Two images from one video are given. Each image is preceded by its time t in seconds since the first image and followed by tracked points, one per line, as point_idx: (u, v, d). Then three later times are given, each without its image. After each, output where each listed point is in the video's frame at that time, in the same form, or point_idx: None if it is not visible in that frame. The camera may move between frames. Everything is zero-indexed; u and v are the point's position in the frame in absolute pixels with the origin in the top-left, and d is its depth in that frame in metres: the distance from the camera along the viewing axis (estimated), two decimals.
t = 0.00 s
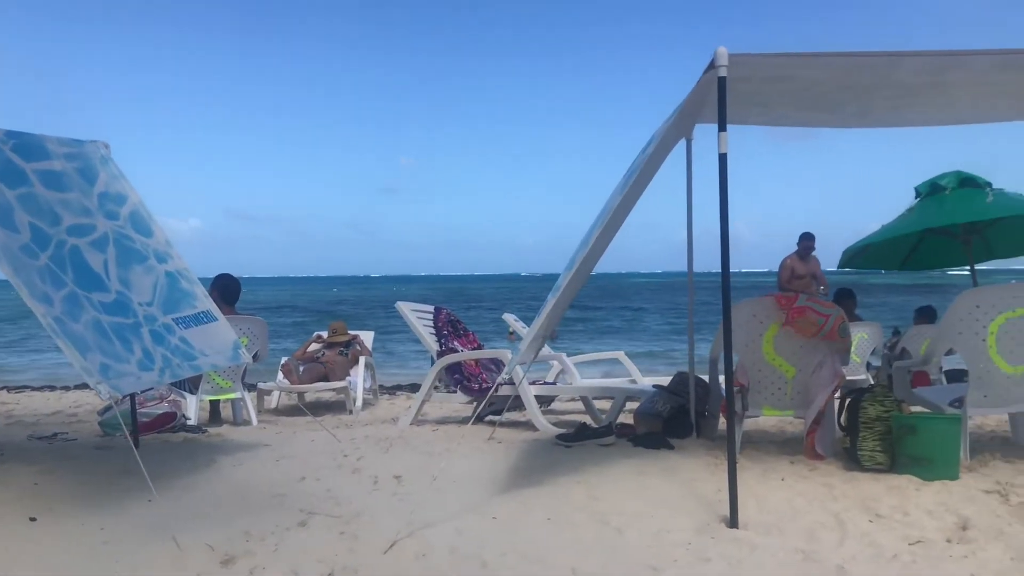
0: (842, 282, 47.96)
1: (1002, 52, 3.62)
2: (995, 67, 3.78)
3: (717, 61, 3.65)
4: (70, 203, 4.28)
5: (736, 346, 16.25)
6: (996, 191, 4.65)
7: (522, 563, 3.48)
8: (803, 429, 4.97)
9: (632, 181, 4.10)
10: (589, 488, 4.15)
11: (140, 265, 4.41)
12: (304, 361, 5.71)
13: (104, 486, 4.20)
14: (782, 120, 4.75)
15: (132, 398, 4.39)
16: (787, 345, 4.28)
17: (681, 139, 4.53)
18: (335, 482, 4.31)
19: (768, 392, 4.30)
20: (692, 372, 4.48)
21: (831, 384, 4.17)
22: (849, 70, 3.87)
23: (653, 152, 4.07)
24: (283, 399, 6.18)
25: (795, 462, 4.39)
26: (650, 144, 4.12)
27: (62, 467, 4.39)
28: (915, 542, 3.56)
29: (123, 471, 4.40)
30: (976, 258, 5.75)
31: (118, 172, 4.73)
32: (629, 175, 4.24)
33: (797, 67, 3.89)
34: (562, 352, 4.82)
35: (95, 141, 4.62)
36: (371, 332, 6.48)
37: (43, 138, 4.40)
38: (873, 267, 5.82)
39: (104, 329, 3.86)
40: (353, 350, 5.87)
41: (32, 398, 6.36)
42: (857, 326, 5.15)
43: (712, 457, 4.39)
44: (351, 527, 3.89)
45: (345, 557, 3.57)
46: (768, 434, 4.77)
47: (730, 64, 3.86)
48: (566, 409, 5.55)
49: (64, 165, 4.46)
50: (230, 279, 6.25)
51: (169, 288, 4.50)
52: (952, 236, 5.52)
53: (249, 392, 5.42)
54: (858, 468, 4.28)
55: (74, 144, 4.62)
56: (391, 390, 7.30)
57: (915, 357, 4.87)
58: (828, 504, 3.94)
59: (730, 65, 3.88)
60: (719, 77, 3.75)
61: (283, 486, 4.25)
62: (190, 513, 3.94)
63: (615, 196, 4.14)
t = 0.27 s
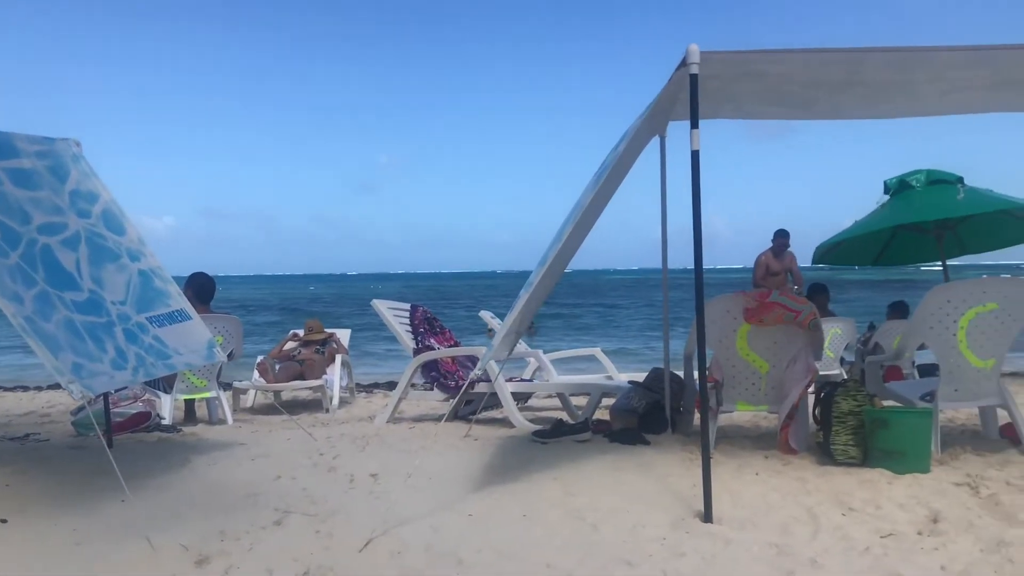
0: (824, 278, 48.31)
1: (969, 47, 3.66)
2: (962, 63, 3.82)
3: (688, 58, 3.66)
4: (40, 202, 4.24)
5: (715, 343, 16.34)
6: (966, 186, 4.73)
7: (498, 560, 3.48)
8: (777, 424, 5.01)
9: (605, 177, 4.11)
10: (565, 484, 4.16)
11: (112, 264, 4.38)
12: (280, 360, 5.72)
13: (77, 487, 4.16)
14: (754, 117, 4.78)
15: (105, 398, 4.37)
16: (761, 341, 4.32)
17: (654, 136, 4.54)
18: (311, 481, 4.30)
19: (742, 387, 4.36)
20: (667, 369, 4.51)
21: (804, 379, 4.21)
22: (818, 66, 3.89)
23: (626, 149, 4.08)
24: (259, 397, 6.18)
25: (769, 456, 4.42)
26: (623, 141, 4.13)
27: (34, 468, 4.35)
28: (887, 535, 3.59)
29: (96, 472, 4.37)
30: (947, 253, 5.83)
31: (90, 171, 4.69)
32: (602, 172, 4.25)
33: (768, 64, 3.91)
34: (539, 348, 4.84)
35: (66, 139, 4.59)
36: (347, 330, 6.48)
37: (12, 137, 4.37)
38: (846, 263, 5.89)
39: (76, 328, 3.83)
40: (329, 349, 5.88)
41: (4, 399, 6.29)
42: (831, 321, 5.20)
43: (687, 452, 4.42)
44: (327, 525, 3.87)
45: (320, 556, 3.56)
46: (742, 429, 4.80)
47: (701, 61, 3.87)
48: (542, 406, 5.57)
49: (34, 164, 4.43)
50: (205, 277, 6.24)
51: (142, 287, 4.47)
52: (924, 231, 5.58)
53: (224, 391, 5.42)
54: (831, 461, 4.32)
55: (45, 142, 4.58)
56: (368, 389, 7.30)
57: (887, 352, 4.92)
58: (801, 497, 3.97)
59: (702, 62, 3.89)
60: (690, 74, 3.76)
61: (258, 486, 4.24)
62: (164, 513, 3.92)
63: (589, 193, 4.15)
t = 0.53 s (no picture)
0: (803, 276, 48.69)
1: (935, 48, 3.69)
2: (929, 63, 3.85)
3: (658, 58, 3.66)
4: (5, 201, 4.18)
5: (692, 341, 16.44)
6: (935, 185, 4.77)
7: (470, 560, 3.47)
8: (748, 421, 5.05)
9: (577, 177, 4.11)
10: (537, 483, 4.16)
11: (80, 264, 4.32)
12: (251, 361, 5.72)
13: (44, 491, 4.11)
14: (724, 117, 4.80)
15: (73, 400, 4.32)
16: (732, 340, 4.34)
17: (626, 136, 4.54)
18: (282, 482, 4.28)
19: (713, 385, 4.39)
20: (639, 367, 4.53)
21: (775, 377, 4.25)
22: (788, 66, 3.91)
23: (598, 148, 4.08)
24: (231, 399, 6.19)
25: (740, 454, 4.46)
26: (595, 141, 4.12)
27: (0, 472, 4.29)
28: (856, 532, 3.62)
29: (63, 475, 4.32)
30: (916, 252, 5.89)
31: (56, 169, 4.63)
32: (574, 171, 4.25)
33: (737, 64, 3.92)
34: (512, 348, 4.86)
35: (31, 138, 4.52)
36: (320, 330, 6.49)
37: None
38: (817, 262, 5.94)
39: (42, 329, 3.77)
40: (302, 349, 5.88)
41: None
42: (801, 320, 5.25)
43: (659, 450, 4.44)
44: (298, 527, 3.85)
45: (291, 557, 3.53)
46: (714, 427, 4.83)
47: (671, 61, 3.88)
48: (516, 406, 5.57)
49: None
50: (174, 278, 6.24)
51: (111, 287, 4.42)
52: (893, 230, 5.64)
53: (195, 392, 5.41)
54: (802, 459, 4.36)
55: (10, 141, 4.52)
56: (341, 389, 7.29)
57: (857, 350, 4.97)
58: (771, 495, 4.00)
59: (673, 62, 3.90)
60: (660, 74, 3.76)
61: (229, 488, 4.21)
62: (133, 516, 3.88)
63: (561, 192, 4.15)
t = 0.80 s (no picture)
0: (778, 276, 49.17)
1: (893, 54, 3.73)
2: (887, 69, 3.89)
3: (621, 62, 3.65)
4: None
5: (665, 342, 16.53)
6: (896, 189, 4.82)
7: (433, 562, 3.45)
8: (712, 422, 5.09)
9: (541, 180, 4.09)
10: (501, 485, 4.16)
11: (38, 267, 4.24)
12: (215, 363, 5.79)
13: None
14: (687, 120, 4.83)
15: (31, 405, 4.26)
16: (695, 341, 4.37)
17: (591, 138, 4.55)
18: (244, 487, 4.25)
19: (677, 386, 4.43)
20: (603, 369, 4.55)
21: (738, 377, 4.28)
22: (748, 70, 3.93)
23: (562, 151, 4.08)
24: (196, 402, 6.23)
25: (704, 454, 4.49)
26: (559, 143, 4.11)
27: None
28: (816, 532, 3.64)
29: (20, 482, 4.25)
30: (878, 253, 5.96)
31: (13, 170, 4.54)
32: (538, 173, 4.24)
33: (698, 68, 3.94)
34: (479, 350, 4.88)
35: None
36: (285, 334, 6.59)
37: None
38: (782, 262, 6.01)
39: None
40: (266, 352, 5.98)
41: None
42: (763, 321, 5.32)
43: (623, 451, 4.46)
44: (259, 532, 3.81)
45: (251, 562, 3.49)
46: (677, 428, 4.86)
47: (634, 65, 3.89)
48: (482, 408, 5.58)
49: None
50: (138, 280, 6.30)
51: (70, 290, 4.34)
52: (856, 231, 5.71)
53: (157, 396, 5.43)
54: (764, 459, 4.40)
55: None
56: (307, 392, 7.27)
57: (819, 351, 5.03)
58: (733, 495, 4.03)
59: (635, 66, 3.91)
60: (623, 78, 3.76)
61: (189, 493, 4.16)
62: (90, 522, 3.82)
63: (526, 195, 4.14)
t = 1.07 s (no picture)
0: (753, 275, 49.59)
1: (849, 57, 3.77)
2: (844, 70, 3.93)
3: (581, 65, 3.64)
4: None
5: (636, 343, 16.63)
6: (857, 192, 4.87)
7: (392, 568, 3.42)
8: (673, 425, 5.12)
9: (502, 183, 4.08)
10: (462, 490, 4.14)
11: None
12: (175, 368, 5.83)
13: None
14: (648, 122, 4.85)
15: None
16: (657, 343, 4.38)
17: (552, 141, 4.54)
18: (202, 493, 4.20)
19: (639, 388, 4.43)
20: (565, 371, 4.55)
21: (699, 378, 4.30)
22: (708, 72, 3.95)
23: (522, 154, 4.06)
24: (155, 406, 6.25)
25: (666, 456, 4.53)
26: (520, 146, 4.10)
27: None
28: (775, 532, 3.66)
29: None
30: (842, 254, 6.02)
31: None
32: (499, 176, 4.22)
33: (658, 70, 3.94)
34: (443, 353, 4.90)
35: None
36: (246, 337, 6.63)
37: None
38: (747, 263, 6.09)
39: None
40: (227, 356, 6.04)
41: None
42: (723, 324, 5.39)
43: (585, 454, 4.48)
44: (217, 538, 3.76)
45: (207, 569, 3.44)
46: (639, 431, 4.88)
47: (594, 67, 3.90)
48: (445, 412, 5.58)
49: None
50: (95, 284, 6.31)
51: (24, 293, 4.22)
52: (818, 233, 5.76)
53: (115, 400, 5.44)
54: (725, 460, 4.43)
55: None
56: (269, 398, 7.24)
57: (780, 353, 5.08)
58: (693, 497, 4.05)
59: (596, 68, 3.90)
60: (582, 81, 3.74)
61: (146, 500, 4.11)
62: (43, 531, 3.74)
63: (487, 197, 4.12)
